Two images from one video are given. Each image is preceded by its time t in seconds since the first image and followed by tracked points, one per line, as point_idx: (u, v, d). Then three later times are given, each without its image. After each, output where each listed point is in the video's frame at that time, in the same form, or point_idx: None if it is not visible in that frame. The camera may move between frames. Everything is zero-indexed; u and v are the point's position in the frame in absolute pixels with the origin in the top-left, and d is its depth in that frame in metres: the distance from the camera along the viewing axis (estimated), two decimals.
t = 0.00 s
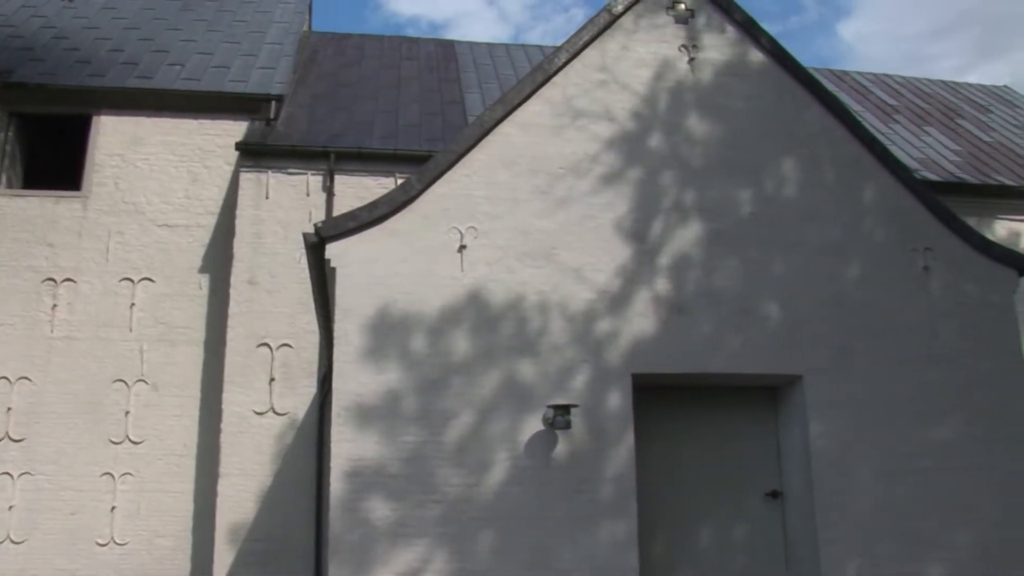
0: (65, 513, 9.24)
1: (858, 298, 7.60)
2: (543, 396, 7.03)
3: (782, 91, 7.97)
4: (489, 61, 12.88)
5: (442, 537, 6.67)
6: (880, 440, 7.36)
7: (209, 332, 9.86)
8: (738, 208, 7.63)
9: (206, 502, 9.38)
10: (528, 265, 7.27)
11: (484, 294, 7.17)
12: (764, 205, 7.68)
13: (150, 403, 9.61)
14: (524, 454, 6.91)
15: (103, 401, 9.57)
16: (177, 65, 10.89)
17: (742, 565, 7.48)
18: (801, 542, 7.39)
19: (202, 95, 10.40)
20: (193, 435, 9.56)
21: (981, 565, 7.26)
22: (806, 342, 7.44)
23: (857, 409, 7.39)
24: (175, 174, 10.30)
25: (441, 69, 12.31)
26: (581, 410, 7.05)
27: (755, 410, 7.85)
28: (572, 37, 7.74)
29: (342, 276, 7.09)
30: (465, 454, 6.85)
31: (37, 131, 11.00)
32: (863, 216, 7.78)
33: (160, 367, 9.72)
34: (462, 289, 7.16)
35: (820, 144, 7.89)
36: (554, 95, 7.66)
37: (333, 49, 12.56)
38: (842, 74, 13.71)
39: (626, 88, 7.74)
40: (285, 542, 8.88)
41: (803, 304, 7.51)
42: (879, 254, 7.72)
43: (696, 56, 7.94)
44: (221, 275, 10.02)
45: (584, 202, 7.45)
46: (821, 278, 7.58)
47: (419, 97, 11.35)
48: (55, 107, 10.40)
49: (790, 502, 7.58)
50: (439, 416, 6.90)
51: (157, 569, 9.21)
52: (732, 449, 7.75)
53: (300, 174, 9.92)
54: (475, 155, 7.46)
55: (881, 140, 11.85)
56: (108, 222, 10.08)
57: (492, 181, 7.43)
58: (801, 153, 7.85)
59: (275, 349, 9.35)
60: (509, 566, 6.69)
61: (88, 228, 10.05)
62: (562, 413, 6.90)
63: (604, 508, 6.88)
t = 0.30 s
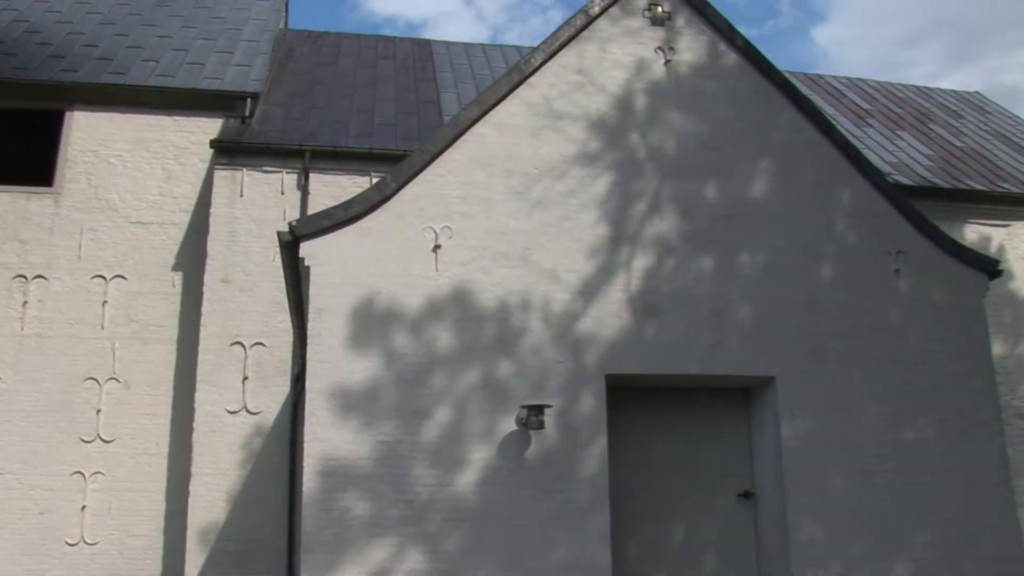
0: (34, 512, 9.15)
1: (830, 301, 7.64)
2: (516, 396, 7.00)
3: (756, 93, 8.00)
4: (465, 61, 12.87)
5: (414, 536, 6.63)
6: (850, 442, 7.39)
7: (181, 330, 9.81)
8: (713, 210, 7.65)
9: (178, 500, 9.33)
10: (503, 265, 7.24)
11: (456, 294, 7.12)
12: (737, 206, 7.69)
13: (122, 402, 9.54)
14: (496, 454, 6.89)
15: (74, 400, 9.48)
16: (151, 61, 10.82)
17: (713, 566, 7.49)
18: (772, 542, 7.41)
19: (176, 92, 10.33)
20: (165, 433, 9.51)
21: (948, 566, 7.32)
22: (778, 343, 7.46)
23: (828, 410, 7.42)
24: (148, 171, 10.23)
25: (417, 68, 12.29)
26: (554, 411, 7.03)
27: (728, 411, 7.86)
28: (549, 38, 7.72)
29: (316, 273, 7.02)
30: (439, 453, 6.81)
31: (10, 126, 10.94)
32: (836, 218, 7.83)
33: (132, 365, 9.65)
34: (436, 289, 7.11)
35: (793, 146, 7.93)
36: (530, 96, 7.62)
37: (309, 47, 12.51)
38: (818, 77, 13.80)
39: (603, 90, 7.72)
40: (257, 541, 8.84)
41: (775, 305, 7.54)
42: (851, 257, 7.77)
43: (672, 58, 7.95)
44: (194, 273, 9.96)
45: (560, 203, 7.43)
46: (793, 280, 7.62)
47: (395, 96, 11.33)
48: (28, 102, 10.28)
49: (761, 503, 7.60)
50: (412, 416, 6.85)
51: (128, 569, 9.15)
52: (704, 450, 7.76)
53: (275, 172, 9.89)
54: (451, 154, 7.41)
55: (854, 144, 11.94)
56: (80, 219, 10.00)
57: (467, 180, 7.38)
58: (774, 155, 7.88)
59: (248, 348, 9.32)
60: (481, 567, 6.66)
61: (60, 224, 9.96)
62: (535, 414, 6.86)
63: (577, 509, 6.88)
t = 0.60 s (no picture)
0: (2, 512, 9.05)
1: (803, 302, 7.67)
2: (491, 394, 6.89)
3: (732, 95, 8.02)
4: (441, 61, 12.84)
5: (389, 535, 6.49)
6: (821, 444, 7.42)
7: (154, 327, 9.75)
8: (688, 211, 7.64)
9: (150, 499, 9.28)
10: (478, 265, 7.12)
11: (432, 294, 6.98)
12: (711, 206, 7.70)
13: (93, 400, 9.46)
14: (471, 452, 6.76)
15: (44, 398, 9.38)
16: (125, 57, 10.74)
17: (686, 566, 7.47)
18: (745, 542, 7.41)
19: (151, 88, 10.27)
20: (137, 432, 9.44)
21: (917, 566, 7.37)
22: (752, 345, 7.48)
23: (801, 411, 7.45)
24: (122, 167, 10.15)
25: (393, 68, 12.25)
26: (529, 410, 6.93)
27: (702, 412, 7.85)
28: (525, 38, 7.65)
29: (290, 272, 6.84)
30: (414, 451, 6.67)
31: None
32: (810, 221, 7.87)
33: (104, 363, 9.57)
34: (411, 288, 6.96)
35: (767, 149, 7.96)
36: (504, 96, 7.53)
37: (285, 45, 12.45)
38: (793, 80, 13.87)
39: (578, 91, 7.68)
40: (229, 540, 8.79)
41: (749, 307, 7.55)
42: (825, 260, 7.82)
43: (648, 60, 7.91)
44: (168, 270, 9.90)
45: (534, 204, 7.34)
46: (767, 282, 7.64)
47: (371, 95, 11.29)
48: None
49: (734, 503, 7.59)
50: (387, 414, 6.69)
51: (99, 568, 9.07)
52: (679, 450, 7.73)
53: (249, 170, 9.84)
54: (427, 154, 7.28)
55: (829, 147, 12.01)
56: (52, 215, 9.90)
57: (443, 181, 7.25)
58: (749, 157, 7.90)
59: (222, 346, 9.27)
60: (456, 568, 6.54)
61: (31, 220, 9.85)
62: (510, 414, 6.75)
63: (552, 509, 6.79)
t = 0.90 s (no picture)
0: None
1: (778, 304, 7.69)
2: (466, 393, 6.84)
3: (709, 98, 8.05)
4: (419, 60, 12.84)
5: (364, 534, 6.42)
6: (795, 445, 7.45)
7: (129, 326, 9.70)
8: (664, 212, 7.64)
9: (123, 498, 9.22)
10: (454, 264, 7.09)
11: (408, 293, 6.93)
12: (687, 207, 7.71)
13: (66, 399, 9.38)
14: (446, 451, 6.71)
15: (15, 396, 9.27)
16: (101, 53, 10.67)
17: (660, 566, 7.43)
18: (720, 542, 7.37)
19: (127, 84, 10.22)
20: (110, 431, 9.38)
21: (888, 567, 7.42)
22: (727, 346, 7.48)
23: (775, 413, 7.47)
24: (97, 164, 10.08)
25: (371, 67, 12.23)
26: (504, 410, 6.89)
27: (677, 413, 7.82)
28: (503, 39, 7.64)
29: (265, 270, 6.76)
30: (388, 450, 6.62)
31: None
32: (785, 222, 7.91)
33: (77, 361, 9.50)
34: (386, 287, 6.91)
35: (743, 151, 8.00)
36: (481, 96, 7.51)
37: (262, 42, 12.39)
38: (770, 83, 13.94)
39: (555, 92, 7.68)
40: (202, 540, 8.74)
41: (725, 308, 7.55)
42: (800, 262, 7.85)
43: (626, 61, 7.93)
44: (142, 268, 9.84)
45: (510, 203, 7.32)
46: (743, 283, 7.66)
47: (348, 94, 11.26)
48: None
49: (709, 504, 7.56)
50: (362, 412, 6.63)
51: (69, 569, 8.98)
52: (653, 452, 7.69)
53: (225, 168, 9.80)
54: (404, 153, 7.25)
55: (805, 151, 12.09)
56: (25, 211, 9.78)
57: (420, 180, 7.22)
58: (725, 159, 7.93)
59: (197, 345, 9.21)
60: (430, 567, 6.48)
61: (4, 216, 9.72)
62: (485, 414, 6.70)
63: (527, 508, 6.75)
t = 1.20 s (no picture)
0: None
1: (753, 306, 7.73)
2: (441, 394, 6.83)
3: (686, 100, 8.08)
4: (397, 59, 12.82)
5: (337, 533, 6.40)
6: (768, 447, 7.48)
7: (103, 324, 9.64)
8: (641, 213, 7.65)
9: (96, 498, 9.15)
10: (429, 264, 7.08)
11: (382, 293, 6.91)
12: (663, 208, 7.73)
13: (38, 397, 9.30)
14: (421, 451, 6.70)
15: None
16: (76, 48, 10.58)
17: (635, 567, 7.39)
18: (694, 543, 7.36)
19: (102, 80, 10.14)
20: (83, 429, 9.31)
21: (860, 567, 7.46)
22: (703, 347, 7.50)
23: (750, 414, 7.49)
24: (71, 160, 9.99)
25: (349, 65, 12.20)
26: (479, 410, 6.89)
27: (653, 414, 7.79)
28: (481, 39, 7.63)
29: (241, 269, 6.72)
30: (363, 450, 6.60)
31: None
32: (761, 224, 7.95)
33: (50, 359, 9.42)
34: (362, 287, 6.89)
35: (719, 153, 8.03)
36: (458, 96, 7.50)
37: (239, 39, 12.32)
38: (747, 86, 14.00)
39: (532, 92, 7.68)
40: (176, 541, 8.69)
41: (700, 309, 7.57)
42: (775, 264, 7.89)
43: (603, 63, 7.94)
44: (117, 266, 9.78)
45: (487, 203, 7.32)
46: (718, 285, 7.68)
47: (325, 92, 11.23)
48: None
49: (683, 505, 7.55)
50: (337, 411, 6.61)
51: (40, 569, 8.90)
52: (629, 452, 7.66)
53: (201, 166, 9.76)
54: (380, 153, 7.22)
55: (781, 153, 12.16)
56: None
57: (396, 180, 7.20)
58: (702, 161, 7.96)
59: (171, 344, 9.16)
60: (403, 568, 6.46)
61: None
62: (461, 413, 6.73)
63: (501, 509, 6.75)
